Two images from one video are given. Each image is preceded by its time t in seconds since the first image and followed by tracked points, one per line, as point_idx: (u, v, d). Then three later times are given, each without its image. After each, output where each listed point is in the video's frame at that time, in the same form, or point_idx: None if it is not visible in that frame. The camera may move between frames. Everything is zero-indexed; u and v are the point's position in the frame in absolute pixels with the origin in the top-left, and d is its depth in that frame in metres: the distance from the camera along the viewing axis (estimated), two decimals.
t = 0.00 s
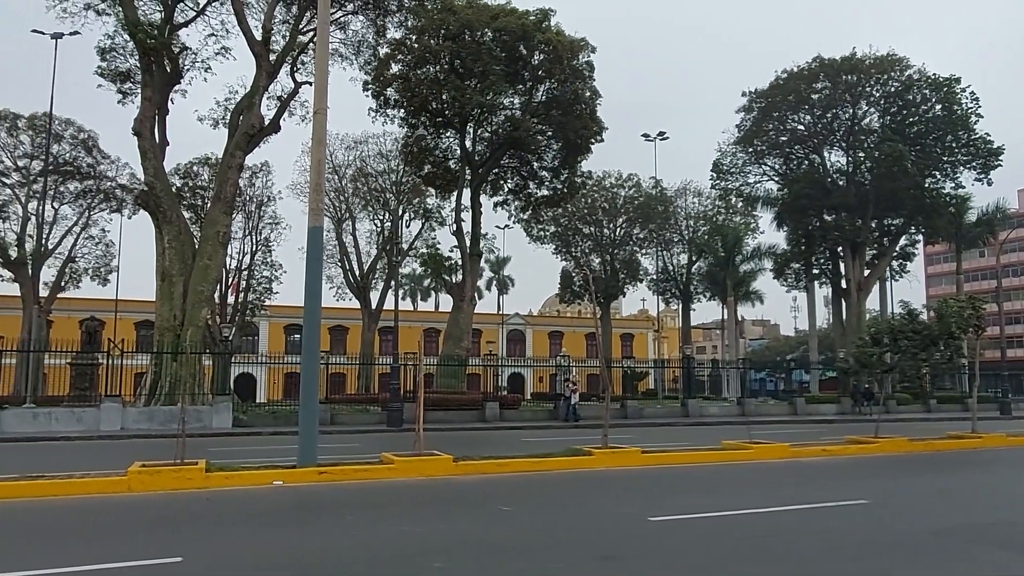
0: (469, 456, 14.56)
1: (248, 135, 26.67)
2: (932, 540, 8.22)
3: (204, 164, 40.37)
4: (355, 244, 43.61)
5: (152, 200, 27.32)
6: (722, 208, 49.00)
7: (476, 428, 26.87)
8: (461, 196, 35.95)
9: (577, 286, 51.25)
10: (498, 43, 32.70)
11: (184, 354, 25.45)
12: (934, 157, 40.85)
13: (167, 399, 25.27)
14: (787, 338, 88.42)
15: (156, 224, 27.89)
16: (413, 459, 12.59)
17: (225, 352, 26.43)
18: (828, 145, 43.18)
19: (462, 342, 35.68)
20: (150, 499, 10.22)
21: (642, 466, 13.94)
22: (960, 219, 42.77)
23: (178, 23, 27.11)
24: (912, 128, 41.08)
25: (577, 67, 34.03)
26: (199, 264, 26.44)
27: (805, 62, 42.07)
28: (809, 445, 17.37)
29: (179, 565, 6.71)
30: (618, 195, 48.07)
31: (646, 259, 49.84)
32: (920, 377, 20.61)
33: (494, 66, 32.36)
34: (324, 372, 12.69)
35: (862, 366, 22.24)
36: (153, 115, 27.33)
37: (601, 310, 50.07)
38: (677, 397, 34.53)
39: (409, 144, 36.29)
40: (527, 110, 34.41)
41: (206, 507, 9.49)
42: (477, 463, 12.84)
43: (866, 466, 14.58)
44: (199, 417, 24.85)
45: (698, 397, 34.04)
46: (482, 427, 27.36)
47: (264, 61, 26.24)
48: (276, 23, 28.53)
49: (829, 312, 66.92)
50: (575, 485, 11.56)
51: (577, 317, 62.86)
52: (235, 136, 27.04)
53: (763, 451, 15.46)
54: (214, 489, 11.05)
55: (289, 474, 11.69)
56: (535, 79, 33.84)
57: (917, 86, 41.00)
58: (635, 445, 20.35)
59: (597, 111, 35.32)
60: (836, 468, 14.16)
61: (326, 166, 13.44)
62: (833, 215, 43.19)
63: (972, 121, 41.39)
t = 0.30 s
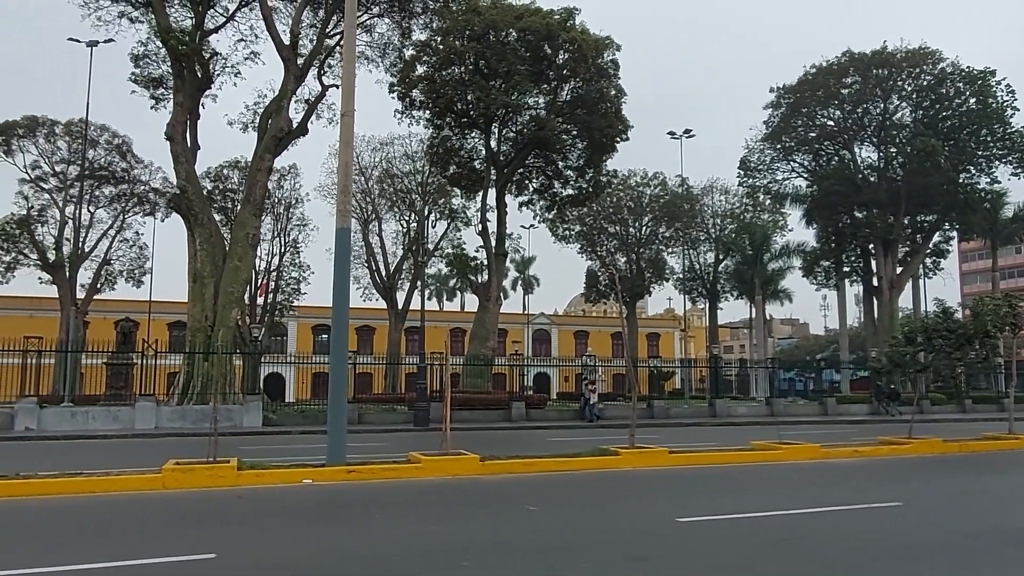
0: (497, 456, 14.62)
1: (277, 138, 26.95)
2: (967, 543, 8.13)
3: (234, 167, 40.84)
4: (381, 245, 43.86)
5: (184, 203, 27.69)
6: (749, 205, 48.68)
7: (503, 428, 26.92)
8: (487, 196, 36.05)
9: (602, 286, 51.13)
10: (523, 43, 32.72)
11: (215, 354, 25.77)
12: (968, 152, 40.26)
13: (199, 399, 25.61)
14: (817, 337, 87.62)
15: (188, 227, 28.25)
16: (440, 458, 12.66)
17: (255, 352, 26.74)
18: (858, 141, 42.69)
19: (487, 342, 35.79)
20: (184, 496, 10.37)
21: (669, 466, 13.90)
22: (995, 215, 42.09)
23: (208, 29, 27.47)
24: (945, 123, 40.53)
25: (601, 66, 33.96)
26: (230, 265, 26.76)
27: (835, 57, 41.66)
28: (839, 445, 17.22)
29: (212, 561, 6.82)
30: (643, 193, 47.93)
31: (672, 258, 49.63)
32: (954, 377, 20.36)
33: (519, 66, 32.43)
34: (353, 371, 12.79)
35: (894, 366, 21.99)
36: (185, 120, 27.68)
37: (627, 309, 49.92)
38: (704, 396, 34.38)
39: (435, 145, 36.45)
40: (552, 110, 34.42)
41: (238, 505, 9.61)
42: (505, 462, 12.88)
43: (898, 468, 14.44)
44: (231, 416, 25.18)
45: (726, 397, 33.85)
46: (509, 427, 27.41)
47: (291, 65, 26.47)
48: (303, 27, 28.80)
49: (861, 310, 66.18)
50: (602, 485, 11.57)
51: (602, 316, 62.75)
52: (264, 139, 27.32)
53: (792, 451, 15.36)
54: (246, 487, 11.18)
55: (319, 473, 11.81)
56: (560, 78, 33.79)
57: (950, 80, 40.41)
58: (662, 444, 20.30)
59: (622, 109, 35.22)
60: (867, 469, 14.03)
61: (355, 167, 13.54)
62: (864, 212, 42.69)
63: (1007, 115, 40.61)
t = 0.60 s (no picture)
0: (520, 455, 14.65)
1: (301, 140, 27.16)
2: (994, 545, 8.05)
3: (259, 169, 41.22)
4: (403, 245, 44.05)
5: (210, 205, 27.97)
6: (773, 203, 48.34)
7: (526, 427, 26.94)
8: (508, 196, 36.10)
9: (624, 285, 51.00)
10: (544, 42, 32.73)
11: (241, 353, 26.01)
12: (997, 147, 39.72)
13: (226, 398, 25.88)
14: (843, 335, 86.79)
15: (213, 228, 28.53)
16: (463, 457, 12.71)
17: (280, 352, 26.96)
18: (884, 137, 42.23)
19: (509, 341, 35.84)
20: (211, 494, 10.50)
21: (693, 466, 13.85)
22: None
23: (233, 33, 27.75)
24: (974, 117, 40.14)
25: (622, 64, 33.88)
26: (255, 265, 27.01)
27: (860, 51, 41.28)
28: (866, 446, 17.08)
29: (241, 559, 6.92)
30: (665, 192, 47.79)
31: (694, 257, 49.42)
32: (984, 376, 20.12)
33: (540, 65, 32.43)
34: (376, 370, 12.88)
35: (922, 365, 21.77)
36: (211, 123, 27.99)
37: (650, 308, 49.77)
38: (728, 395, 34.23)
39: (456, 145, 36.53)
40: (573, 109, 34.41)
41: (265, 504, 9.72)
42: (528, 462, 12.91)
43: (925, 468, 14.30)
44: (256, 415, 25.43)
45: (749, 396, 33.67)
46: (531, 427, 27.43)
47: (315, 68, 26.66)
48: (326, 30, 29.02)
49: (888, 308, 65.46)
50: (625, 485, 11.56)
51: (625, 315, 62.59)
52: (287, 141, 27.57)
53: (818, 452, 15.26)
54: (272, 485, 11.30)
55: (343, 472, 11.90)
56: (581, 77, 33.78)
57: (978, 73, 39.91)
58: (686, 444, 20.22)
59: (644, 107, 35.11)
60: (894, 470, 13.91)
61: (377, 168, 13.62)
62: (890, 208, 42.24)
63: None
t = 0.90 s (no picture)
0: (536, 454, 14.67)
1: (317, 141, 27.28)
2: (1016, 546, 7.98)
3: (276, 170, 41.47)
4: (419, 245, 44.16)
5: (228, 206, 28.15)
6: (790, 201, 48.06)
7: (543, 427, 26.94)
8: (523, 196, 36.15)
9: (640, 284, 50.87)
10: (558, 42, 32.73)
11: (259, 353, 26.18)
12: (1019, 143, 39.33)
13: (244, 397, 26.06)
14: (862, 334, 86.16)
15: (232, 229, 28.72)
16: (480, 457, 12.75)
17: (297, 352, 27.11)
18: (904, 133, 41.90)
19: (525, 340, 35.86)
20: (229, 493, 10.58)
21: (711, 466, 13.81)
22: None
23: (250, 36, 27.94)
24: (995, 113, 39.84)
25: (638, 63, 33.79)
26: (272, 266, 27.17)
27: (879, 47, 40.95)
28: (885, 446, 16.97)
29: (259, 557, 6.97)
30: (681, 190, 47.68)
31: (711, 255, 49.22)
32: (1005, 375, 19.95)
33: (555, 65, 32.42)
34: (392, 370, 12.93)
35: (942, 364, 21.59)
36: (229, 125, 28.20)
37: (666, 308, 49.65)
38: (745, 395, 34.13)
39: (471, 145, 36.56)
40: (588, 108, 34.38)
41: (282, 502, 9.79)
42: (544, 462, 12.93)
43: (945, 469, 14.20)
44: (274, 414, 25.60)
45: (767, 396, 33.53)
46: (548, 426, 27.44)
47: (331, 70, 26.80)
48: (342, 32, 29.16)
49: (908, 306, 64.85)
50: (642, 485, 11.55)
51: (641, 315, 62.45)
52: (304, 142, 27.72)
53: (837, 452, 15.18)
54: (290, 484, 11.38)
55: (361, 472, 11.97)
56: (596, 76, 33.78)
57: (999, 69, 39.55)
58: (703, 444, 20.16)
59: (659, 106, 35.03)
60: (914, 471, 13.82)
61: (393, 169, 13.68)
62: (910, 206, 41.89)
63: None
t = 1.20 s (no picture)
0: (552, 454, 14.69)
1: (332, 142, 27.38)
2: None
3: (292, 172, 41.68)
4: (434, 245, 44.24)
5: (245, 207, 28.30)
6: (807, 199, 47.82)
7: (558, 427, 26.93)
8: (538, 196, 36.15)
9: (655, 284, 50.75)
10: (573, 41, 32.71)
11: (276, 353, 26.33)
12: None
13: (261, 397, 26.23)
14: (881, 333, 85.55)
15: (248, 230, 28.87)
16: (495, 456, 12.77)
17: (313, 352, 27.24)
18: (923, 131, 41.57)
19: (541, 340, 35.86)
20: (247, 491, 10.67)
21: (728, 467, 13.76)
22: None
23: (267, 38, 28.08)
24: (1016, 109, 39.55)
25: (652, 62, 33.71)
26: (289, 266, 27.30)
27: (897, 44, 40.59)
28: (904, 446, 16.85)
29: (278, 555, 7.01)
30: (697, 189, 47.51)
31: (727, 254, 49.01)
32: None
33: (569, 64, 32.40)
34: (408, 370, 12.98)
35: (962, 364, 21.41)
36: (246, 127, 28.35)
37: (681, 307, 49.49)
38: (762, 395, 34.03)
39: (486, 145, 36.58)
40: (603, 106, 34.33)
41: (300, 501, 9.85)
42: (559, 461, 12.94)
43: (965, 470, 14.08)
44: (291, 413, 25.74)
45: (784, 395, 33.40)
46: (564, 426, 27.43)
47: (346, 71, 26.90)
48: (357, 33, 29.28)
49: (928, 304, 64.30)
50: (658, 485, 11.53)
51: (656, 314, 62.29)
52: (320, 144, 27.84)
53: (854, 452, 15.08)
54: (307, 483, 11.45)
55: (377, 471, 12.02)
56: (610, 75, 33.73)
57: (1021, 64, 39.19)
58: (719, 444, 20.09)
59: (674, 104, 34.92)
60: (933, 472, 13.72)
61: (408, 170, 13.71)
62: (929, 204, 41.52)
63: None
